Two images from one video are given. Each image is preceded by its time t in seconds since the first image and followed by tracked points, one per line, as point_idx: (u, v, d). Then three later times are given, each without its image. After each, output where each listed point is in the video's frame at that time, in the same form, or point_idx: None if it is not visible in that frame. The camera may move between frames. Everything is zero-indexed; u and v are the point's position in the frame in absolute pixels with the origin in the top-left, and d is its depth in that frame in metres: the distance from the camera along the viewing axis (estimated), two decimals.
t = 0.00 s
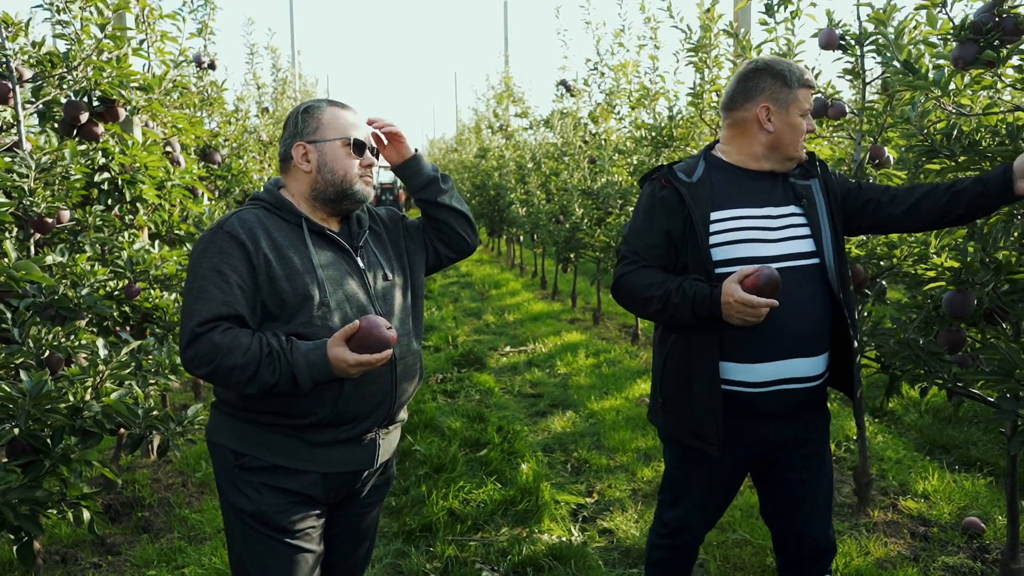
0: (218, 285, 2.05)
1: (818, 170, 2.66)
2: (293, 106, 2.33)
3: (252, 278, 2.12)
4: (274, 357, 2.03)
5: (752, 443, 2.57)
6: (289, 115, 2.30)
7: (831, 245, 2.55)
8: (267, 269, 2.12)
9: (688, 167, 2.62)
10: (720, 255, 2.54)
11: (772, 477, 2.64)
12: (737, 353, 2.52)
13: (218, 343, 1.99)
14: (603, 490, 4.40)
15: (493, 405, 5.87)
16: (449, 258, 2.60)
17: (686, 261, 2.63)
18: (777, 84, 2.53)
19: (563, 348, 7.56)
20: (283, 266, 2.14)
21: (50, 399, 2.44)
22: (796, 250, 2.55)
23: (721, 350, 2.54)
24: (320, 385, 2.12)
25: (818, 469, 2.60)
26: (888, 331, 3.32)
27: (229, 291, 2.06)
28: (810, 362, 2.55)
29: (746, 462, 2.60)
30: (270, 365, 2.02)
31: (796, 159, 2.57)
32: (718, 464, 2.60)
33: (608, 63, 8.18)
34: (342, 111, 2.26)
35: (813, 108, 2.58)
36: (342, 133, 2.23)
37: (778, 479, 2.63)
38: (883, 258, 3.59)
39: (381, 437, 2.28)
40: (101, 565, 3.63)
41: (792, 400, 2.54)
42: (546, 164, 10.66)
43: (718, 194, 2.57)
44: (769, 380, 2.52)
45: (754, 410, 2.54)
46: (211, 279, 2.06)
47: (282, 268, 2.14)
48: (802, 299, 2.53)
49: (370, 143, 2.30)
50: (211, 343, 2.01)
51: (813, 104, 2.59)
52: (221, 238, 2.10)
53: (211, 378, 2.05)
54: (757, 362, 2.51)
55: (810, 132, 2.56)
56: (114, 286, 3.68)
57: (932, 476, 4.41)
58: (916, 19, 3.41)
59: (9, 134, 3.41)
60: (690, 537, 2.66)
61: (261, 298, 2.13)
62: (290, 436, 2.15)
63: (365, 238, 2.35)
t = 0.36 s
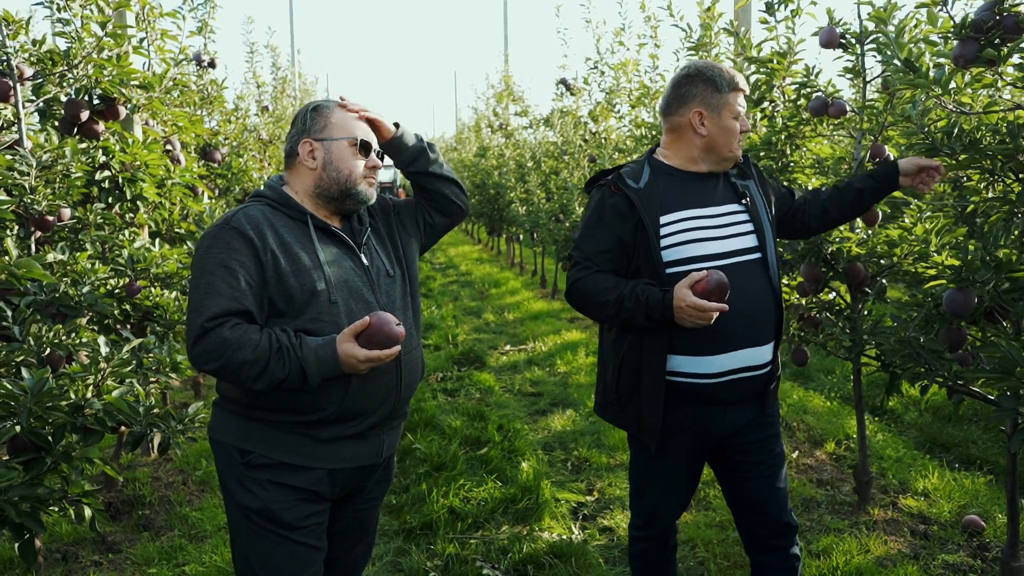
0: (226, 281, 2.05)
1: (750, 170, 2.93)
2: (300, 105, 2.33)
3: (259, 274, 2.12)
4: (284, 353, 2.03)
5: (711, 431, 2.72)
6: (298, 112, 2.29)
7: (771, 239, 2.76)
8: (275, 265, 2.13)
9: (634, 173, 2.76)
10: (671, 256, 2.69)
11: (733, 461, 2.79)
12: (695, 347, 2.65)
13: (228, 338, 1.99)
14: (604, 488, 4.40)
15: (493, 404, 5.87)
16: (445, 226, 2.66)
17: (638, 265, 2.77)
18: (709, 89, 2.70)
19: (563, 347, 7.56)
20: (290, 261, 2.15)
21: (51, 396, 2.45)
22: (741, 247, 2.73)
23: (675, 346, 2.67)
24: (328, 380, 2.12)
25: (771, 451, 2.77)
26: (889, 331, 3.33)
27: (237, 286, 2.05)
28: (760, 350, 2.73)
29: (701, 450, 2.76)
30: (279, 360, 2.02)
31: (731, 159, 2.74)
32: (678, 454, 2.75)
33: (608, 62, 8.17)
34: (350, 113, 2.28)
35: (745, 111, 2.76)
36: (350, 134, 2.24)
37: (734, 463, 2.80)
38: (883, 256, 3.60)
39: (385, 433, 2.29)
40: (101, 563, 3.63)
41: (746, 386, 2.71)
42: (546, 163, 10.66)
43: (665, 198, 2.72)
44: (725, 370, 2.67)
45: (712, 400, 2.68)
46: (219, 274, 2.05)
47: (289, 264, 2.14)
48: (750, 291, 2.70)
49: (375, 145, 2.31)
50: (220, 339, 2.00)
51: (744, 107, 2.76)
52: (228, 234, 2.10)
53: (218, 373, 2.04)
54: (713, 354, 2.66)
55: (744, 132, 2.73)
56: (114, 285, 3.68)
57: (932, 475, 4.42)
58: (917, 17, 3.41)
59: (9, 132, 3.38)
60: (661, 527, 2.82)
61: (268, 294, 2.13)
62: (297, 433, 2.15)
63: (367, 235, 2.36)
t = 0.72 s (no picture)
0: (238, 282, 2.04)
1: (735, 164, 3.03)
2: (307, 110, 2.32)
3: (269, 275, 2.11)
4: (298, 353, 2.03)
5: (706, 423, 2.80)
6: (307, 114, 2.29)
7: (762, 233, 2.83)
8: (285, 266, 2.12)
9: (627, 171, 2.82)
10: (666, 250, 2.75)
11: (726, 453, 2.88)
12: (691, 339, 2.73)
13: (241, 339, 1.98)
14: (604, 489, 4.40)
15: (494, 405, 5.87)
16: (437, 213, 2.76)
17: (634, 260, 2.82)
18: (692, 90, 2.73)
19: (563, 348, 7.56)
20: (300, 262, 2.15)
21: (53, 398, 2.45)
22: (733, 241, 2.80)
23: (667, 338, 2.75)
24: (339, 380, 2.13)
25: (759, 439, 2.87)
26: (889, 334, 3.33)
27: (249, 288, 2.05)
28: (753, 341, 2.81)
29: (695, 443, 2.84)
30: (293, 360, 2.03)
31: (717, 157, 2.79)
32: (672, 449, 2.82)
33: (608, 62, 8.16)
34: (356, 117, 2.27)
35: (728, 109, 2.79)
36: (348, 136, 2.22)
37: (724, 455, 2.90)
38: (883, 258, 3.60)
39: (391, 432, 2.31)
40: (101, 564, 3.63)
41: (739, 377, 2.80)
42: (546, 164, 10.66)
43: (659, 195, 2.78)
44: (720, 361, 2.75)
45: (708, 391, 2.77)
46: (230, 275, 2.04)
47: (299, 265, 2.14)
48: (742, 284, 2.78)
49: (376, 152, 2.28)
50: (233, 340, 1.99)
51: (729, 105, 2.78)
52: (238, 235, 2.09)
53: (229, 374, 2.03)
54: (707, 346, 2.73)
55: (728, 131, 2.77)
56: (115, 285, 3.68)
57: (932, 476, 4.42)
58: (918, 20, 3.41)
59: (9, 133, 3.38)
60: (659, 523, 2.88)
61: (278, 294, 2.13)
62: (306, 433, 2.15)
63: (369, 236, 2.39)
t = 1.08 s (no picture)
0: (235, 279, 2.03)
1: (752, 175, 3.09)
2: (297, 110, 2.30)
3: (266, 272, 2.10)
4: (294, 350, 2.03)
5: (719, 413, 2.84)
6: (294, 119, 2.27)
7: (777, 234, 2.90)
8: (283, 264, 2.12)
9: (651, 168, 2.87)
10: (688, 244, 2.78)
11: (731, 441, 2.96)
12: (711, 328, 2.76)
13: (239, 335, 1.97)
14: (605, 490, 4.39)
15: (494, 405, 5.87)
16: (442, 225, 2.75)
17: (656, 252, 2.85)
18: (715, 94, 2.78)
19: (563, 348, 7.55)
20: (297, 260, 2.14)
21: (53, 400, 2.44)
22: (751, 240, 2.86)
23: (689, 328, 2.77)
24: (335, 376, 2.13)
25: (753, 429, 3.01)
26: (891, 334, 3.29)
27: (247, 285, 2.04)
28: (767, 335, 2.86)
29: (708, 433, 2.87)
30: (290, 356, 2.02)
31: (736, 160, 2.84)
32: (691, 439, 2.83)
33: (608, 62, 8.15)
34: (344, 118, 2.24)
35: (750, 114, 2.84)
36: (333, 139, 2.20)
37: (723, 444, 2.99)
38: (884, 259, 3.64)
39: (388, 429, 2.31)
40: (102, 566, 3.62)
41: (753, 369, 2.86)
42: (545, 164, 10.65)
43: (682, 192, 2.83)
44: (737, 352, 2.79)
45: (724, 381, 2.81)
46: (227, 273, 2.03)
47: (296, 263, 2.14)
48: (758, 281, 2.83)
49: (364, 148, 2.26)
50: (231, 336, 1.98)
51: (750, 111, 2.83)
52: (236, 233, 2.08)
53: (226, 370, 2.02)
54: (727, 337, 2.77)
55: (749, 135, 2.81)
56: (115, 286, 3.67)
57: (933, 477, 4.41)
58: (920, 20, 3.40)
59: (9, 133, 3.37)
60: (670, 512, 2.87)
61: (275, 292, 2.12)
62: (302, 430, 2.15)
63: (368, 237, 2.38)
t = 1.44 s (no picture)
0: (210, 280, 2.04)
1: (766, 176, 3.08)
2: (264, 109, 2.29)
3: (242, 272, 2.11)
4: (270, 344, 2.02)
5: (733, 405, 2.85)
6: (263, 119, 2.25)
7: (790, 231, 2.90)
8: (257, 263, 2.12)
9: (670, 168, 2.89)
10: (705, 241, 2.80)
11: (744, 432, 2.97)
12: (727, 321, 2.78)
13: (214, 334, 1.98)
14: (606, 489, 4.39)
15: (494, 404, 5.87)
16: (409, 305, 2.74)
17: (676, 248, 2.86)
18: (722, 100, 2.80)
19: (562, 347, 7.55)
20: (273, 259, 2.14)
21: (53, 399, 2.44)
22: (766, 238, 2.86)
23: (710, 321, 2.78)
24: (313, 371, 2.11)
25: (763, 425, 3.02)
26: (894, 334, 3.27)
27: (221, 285, 2.04)
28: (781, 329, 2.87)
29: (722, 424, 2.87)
30: (266, 352, 2.01)
31: (748, 163, 2.84)
32: (707, 432, 2.84)
33: (608, 61, 8.13)
34: (315, 114, 2.24)
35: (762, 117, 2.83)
36: (320, 138, 2.22)
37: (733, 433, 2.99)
38: (886, 257, 3.60)
39: (372, 424, 2.28)
40: (101, 565, 3.62)
41: (767, 361, 2.87)
42: (545, 163, 10.65)
43: (700, 191, 2.85)
44: (751, 344, 2.81)
45: (739, 372, 2.82)
46: (202, 274, 2.04)
47: (271, 262, 2.14)
48: (771, 278, 2.83)
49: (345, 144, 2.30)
50: (207, 335, 1.99)
51: (761, 114, 2.81)
52: (210, 235, 2.09)
53: (206, 370, 2.02)
54: (742, 329, 2.79)
55: (760, 138, 2.81)
56: (115, 285, 3.66)
57: (934, 476, 4.41)
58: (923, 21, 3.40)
59: (9, 132, 3.36)
60: (680, 500, 2.88)
61: (251, 291, 2.12)
62: (283, 426, 2.14)
63: (348, 235, 2.37)
